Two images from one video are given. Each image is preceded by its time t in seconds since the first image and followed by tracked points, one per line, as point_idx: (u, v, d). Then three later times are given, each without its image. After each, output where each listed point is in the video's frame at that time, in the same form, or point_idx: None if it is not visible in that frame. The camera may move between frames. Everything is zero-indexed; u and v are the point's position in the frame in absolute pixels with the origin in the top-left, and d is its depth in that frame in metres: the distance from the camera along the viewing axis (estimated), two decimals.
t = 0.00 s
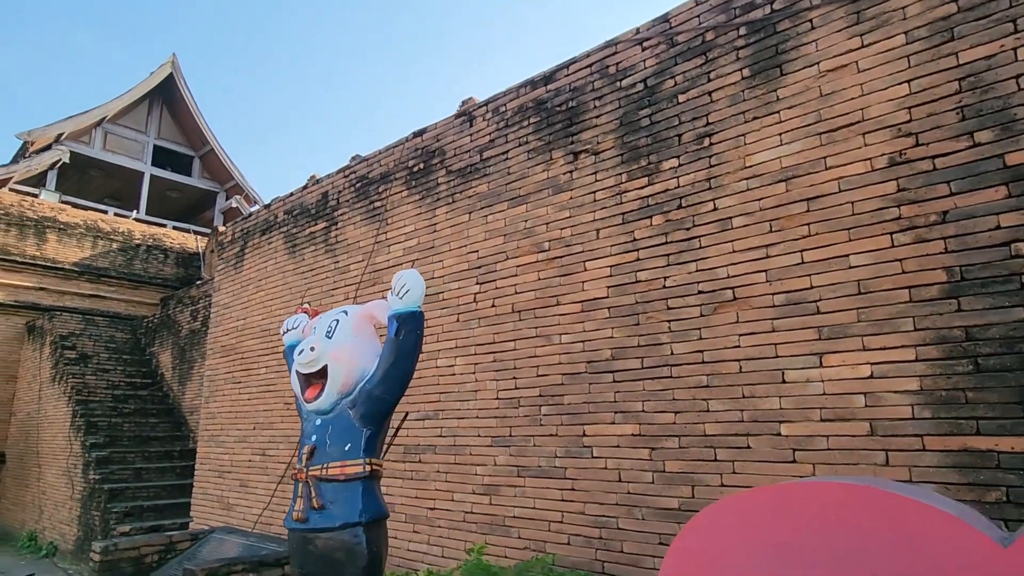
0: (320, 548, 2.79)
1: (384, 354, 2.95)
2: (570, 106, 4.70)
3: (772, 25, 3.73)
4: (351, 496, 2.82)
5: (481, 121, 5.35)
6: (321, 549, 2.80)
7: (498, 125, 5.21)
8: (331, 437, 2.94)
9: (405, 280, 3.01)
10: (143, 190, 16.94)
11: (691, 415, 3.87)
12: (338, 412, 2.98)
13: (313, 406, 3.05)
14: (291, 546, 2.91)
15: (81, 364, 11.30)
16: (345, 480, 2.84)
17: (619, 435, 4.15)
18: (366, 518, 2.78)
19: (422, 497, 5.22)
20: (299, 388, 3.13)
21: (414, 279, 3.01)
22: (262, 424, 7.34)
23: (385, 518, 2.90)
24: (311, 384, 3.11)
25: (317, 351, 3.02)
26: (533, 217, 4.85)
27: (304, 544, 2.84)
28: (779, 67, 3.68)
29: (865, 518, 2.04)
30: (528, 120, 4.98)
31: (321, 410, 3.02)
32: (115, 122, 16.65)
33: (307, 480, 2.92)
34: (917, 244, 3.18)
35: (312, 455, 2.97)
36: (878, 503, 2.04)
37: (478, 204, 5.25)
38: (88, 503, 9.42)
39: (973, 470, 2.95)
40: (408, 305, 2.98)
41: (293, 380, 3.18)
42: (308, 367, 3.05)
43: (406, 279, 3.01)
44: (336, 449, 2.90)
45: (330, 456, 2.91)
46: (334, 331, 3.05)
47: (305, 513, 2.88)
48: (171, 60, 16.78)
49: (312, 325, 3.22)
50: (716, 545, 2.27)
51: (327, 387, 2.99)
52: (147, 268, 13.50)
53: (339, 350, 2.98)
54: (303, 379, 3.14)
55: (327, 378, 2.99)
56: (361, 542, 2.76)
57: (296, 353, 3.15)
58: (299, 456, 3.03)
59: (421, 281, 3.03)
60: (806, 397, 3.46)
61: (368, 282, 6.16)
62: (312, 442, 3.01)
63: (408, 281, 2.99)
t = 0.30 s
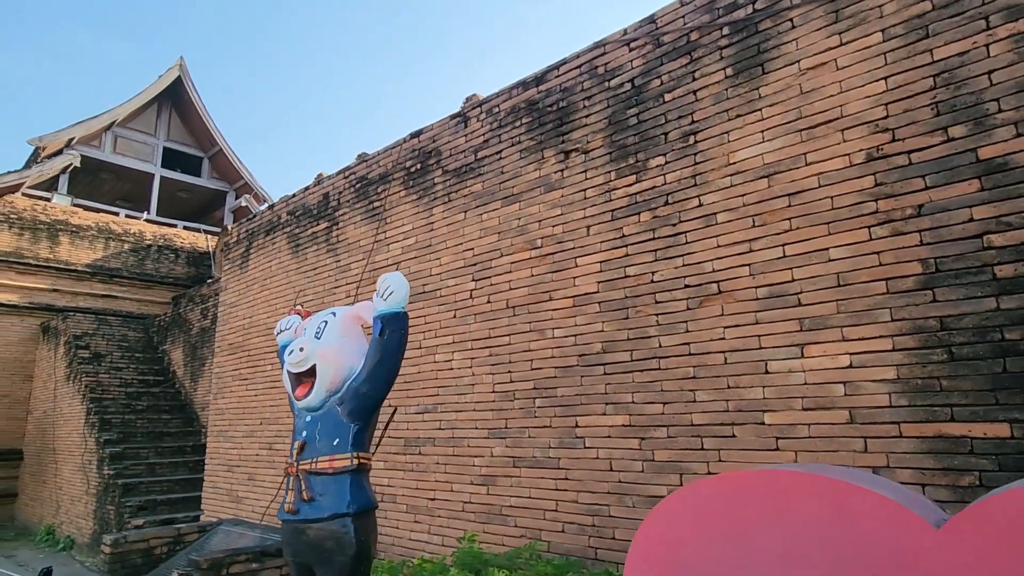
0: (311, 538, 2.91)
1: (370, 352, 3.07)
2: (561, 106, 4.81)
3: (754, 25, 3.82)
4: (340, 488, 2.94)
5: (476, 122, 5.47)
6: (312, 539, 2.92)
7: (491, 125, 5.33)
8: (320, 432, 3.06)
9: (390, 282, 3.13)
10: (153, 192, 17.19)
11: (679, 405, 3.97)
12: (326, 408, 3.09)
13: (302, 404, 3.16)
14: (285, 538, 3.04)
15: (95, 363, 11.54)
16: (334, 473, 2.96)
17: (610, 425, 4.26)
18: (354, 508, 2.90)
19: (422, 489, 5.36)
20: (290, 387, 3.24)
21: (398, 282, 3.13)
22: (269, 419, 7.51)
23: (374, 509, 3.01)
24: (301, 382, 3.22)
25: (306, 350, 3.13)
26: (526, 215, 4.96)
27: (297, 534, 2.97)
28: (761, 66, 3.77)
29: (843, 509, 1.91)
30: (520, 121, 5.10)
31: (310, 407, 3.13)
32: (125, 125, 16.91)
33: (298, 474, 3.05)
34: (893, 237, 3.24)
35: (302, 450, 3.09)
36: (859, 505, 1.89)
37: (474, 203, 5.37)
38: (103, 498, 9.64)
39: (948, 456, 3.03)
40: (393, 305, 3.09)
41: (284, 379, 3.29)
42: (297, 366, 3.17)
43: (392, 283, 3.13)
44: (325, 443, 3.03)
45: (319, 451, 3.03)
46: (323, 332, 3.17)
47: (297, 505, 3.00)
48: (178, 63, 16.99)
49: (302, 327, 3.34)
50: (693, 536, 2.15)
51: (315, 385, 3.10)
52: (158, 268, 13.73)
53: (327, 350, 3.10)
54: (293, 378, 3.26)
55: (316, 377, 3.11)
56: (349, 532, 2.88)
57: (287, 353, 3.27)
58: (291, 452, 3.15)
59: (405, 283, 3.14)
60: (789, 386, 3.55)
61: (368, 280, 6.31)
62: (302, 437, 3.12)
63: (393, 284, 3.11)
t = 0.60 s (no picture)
0: (312, 527, 3.06)
1: (365, 350, 3.20)
2: (554, 107, 4.93)
3: (740, 26, 3.93)
4: (338, 480, 3.08)
5: (473, 123, 5.59)
6: (313, 529, 3.07)
7: (487, 126, 5.45)
8: (319, 427, 3.19)
9: (384, 283, 3.26)
10: (163, 193, 17.41)
11: (671, 399, 4.06)
12: (325, 404, 3.22)
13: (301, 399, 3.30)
14: (287, 527, 3.18)
15: (108, 362, 11.77)
16: (333, 466, 3.10)
17: (606, 419, 4.36)
18: (352, 499, 3.04)
19: (426, 482, 5.49)
20: (290, 384, 3.38)
21: (391, 283, 3.26)
22: (278, 416, 7.66)
23: (372, 499, 3.16)
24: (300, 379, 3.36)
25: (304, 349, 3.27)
26: (523, 214, 5.07)
27: (298, 524, 3.11)
28: (746, 67, 3.89)
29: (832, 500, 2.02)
30: (515, 122, 5.22)
31: (309, 403, 3.26)
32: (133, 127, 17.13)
33: (299, 466, 3.19)
34: (875, 234, 3.33)
35: (303, 444, 3.23)
36: (839, 497, 2.02)
37: (472, 202, 5.48)
38: (119, 494, 9.84)
39: (929, 446, 3.10)
40: (386, 305, 3.21)
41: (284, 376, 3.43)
42: (297, 364, 3.31)
43: (385, 284, 3.26)
44: (324, 437, 3.16)
45: (318, 444, 3.16)
46: (320, 331, 3.30)
47: (298, 496, 3.14)
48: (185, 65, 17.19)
49: (300, 326, 3.47)
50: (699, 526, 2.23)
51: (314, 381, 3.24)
52: (169, 268, 13.94)
53: (324, 348, 3.24)
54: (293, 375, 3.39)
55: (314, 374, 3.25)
56: (348, 521, 3.02)
57: (286, 351, 3.40)
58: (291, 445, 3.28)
59: (398, 283, 3.27)
60: (776, 380, 3.63)
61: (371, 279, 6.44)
62: (303, 432, 3.26)
63: (386, 285, 3.24)
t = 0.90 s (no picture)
0: (311, 517, 3.23)
1: (359, 349, 3.35)
2: (548, 111, 5.08)
3: (722, 33, 4.08)
4: (335, 472, 3.24)
5: (470, 127, 5.74)
6: (311, 518, 3.23)
7: (484, 130, 5.60)
8: (318, 421, 3.36)
9: (376, 285, 3.41)
10: (174, 194, 17.69)
11: (661, 394, 4.19)
12: (322, 400, 3.38)
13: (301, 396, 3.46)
14: (288, 517, 3.35)
15: (123, 361, 12.03)
16: (330, 459, 3.26)
17: (599, 414, 4.50)
18: (348, 490, 3.20)
19: (428, 476, 5.65)
20: (290, 381, 3.54)
21: (383, 285, 3.40)
22: (286, 412, 7.85)
23: (368, 490, 3.32)
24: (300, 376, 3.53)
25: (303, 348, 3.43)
26: (518, 215, 5.21)
27: (298, 514, 3.28)
28: (730, 72, 4.04)
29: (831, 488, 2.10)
30: (510, 125, 5.38)
31: (308, 399, 3.43)
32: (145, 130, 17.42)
33: (298, 460, 3.35)
34: (851, 233, 3.45)
35: (302, 438, 3.39)
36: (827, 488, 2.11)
37: (469, 204, 5.63)
38: (134, 490, 10.09)
39: (903, 438, 3.21)
40: (378, 306, 3.37)
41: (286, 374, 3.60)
42: (296, 363, 3.47)
43: (378, 285, 3.41)
44: (321, 432, 3.33)
45: (316, 439, 3.33)
46: (318, 331, 3.45)
47: (297, 488, 3.31)
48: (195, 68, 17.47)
49: (300, 326, 3.63)
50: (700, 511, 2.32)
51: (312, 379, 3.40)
52: (181, 268, 14.21)
53: (321, 347, 3.39)
54: (293, 373, 3.55)
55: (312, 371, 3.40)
56: (344, 512, 3.18)
57: (287, 351, 3.56)
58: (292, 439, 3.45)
59: (390, 285, 3.42)
60: (760, 374, 3.74)
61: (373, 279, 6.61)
62: (302, 427, 3.43)
63: (378, 287, 3.39)
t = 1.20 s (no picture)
0: (306, 514, 3.36)
1: (351, 351, 3.47)
2: (539, 116, 5.18)
3: (706, 40, 4.17)
4: (329, 470, 3.36)
5: (465, 131, 5.84)
6: (307, 515, 3.36)
7: (478, 134, 5.71)
8: (314, 421, 3.49)
9: (368, 290, 3.53)
10: (182, 195, 17.89)
11: (649, 393, 4.29)
12: (317, 400, 3.51)
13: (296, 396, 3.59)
14: (285, 514, 3.48)
15: (132, 361, 12.23)
16: (324, 458, 3.39)
17: (590, 412, 4.61)
18: (342, 488, 3.32)
19: (427, 474, 5.78)
20: (286, 382, 3.67)
21: (376, 290, 3.55)
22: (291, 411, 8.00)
23: (362, 488, 3.44)
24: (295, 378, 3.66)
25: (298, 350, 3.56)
26: (511, 218, 5.32)
27: (294, 511, 3.41)
28: (713, 78, 4.12)
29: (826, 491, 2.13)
30: (503, 130, 5.48)
31: (303, 400, 3.55)
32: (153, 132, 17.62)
33: (295, 458, 3.49)
34: (829, 236, 3.54)
35: (298, 436, 3.52)
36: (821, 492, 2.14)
37: (465, 207, 5.74)
38: (144, 487, 10.28)
39: (879, 437, 3.30)
40: (370, 310, 3.51)
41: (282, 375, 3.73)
42: (292, 365, 3.60)
43: (370, 290, 3.54)
44: (316, 431, 3.45)
45: (311, 438, 3.46)
46: (312, 334, 3.58)
47: (294, 485, 3.44)
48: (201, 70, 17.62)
49: (295, 329, 3.75)
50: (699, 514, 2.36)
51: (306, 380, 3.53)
52: (190, 268, 14.40)
53: (316, 350, 3.51)
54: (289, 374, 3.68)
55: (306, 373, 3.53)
56: (338, 508, 3.30)
57: (282, 353, 3.69)
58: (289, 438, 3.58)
59: (381, 290, 3.55)
60: (743, 374, 3.84)
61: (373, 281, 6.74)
62: (298, 426, 3.55)
63: (370, 291, 3.52)
